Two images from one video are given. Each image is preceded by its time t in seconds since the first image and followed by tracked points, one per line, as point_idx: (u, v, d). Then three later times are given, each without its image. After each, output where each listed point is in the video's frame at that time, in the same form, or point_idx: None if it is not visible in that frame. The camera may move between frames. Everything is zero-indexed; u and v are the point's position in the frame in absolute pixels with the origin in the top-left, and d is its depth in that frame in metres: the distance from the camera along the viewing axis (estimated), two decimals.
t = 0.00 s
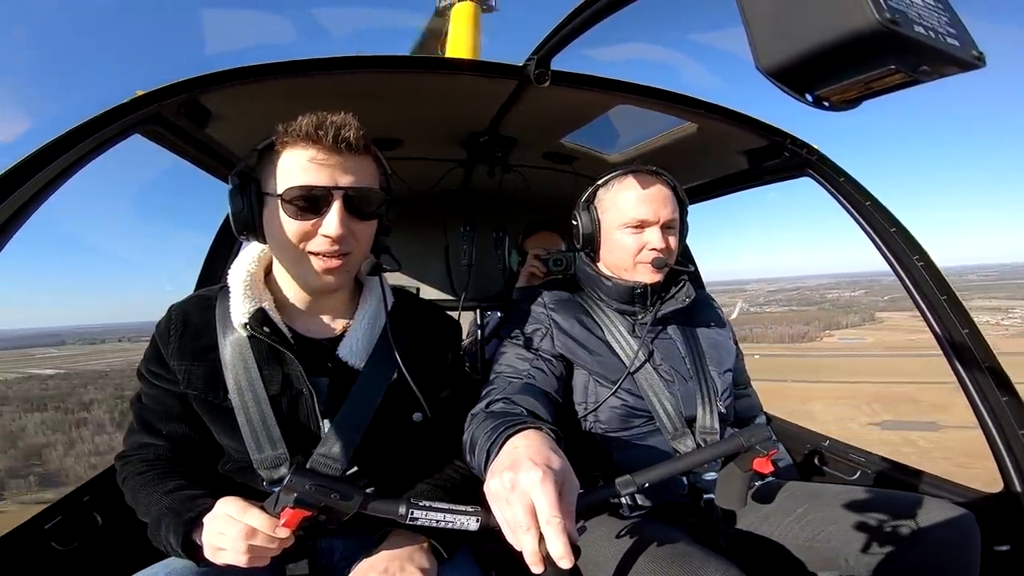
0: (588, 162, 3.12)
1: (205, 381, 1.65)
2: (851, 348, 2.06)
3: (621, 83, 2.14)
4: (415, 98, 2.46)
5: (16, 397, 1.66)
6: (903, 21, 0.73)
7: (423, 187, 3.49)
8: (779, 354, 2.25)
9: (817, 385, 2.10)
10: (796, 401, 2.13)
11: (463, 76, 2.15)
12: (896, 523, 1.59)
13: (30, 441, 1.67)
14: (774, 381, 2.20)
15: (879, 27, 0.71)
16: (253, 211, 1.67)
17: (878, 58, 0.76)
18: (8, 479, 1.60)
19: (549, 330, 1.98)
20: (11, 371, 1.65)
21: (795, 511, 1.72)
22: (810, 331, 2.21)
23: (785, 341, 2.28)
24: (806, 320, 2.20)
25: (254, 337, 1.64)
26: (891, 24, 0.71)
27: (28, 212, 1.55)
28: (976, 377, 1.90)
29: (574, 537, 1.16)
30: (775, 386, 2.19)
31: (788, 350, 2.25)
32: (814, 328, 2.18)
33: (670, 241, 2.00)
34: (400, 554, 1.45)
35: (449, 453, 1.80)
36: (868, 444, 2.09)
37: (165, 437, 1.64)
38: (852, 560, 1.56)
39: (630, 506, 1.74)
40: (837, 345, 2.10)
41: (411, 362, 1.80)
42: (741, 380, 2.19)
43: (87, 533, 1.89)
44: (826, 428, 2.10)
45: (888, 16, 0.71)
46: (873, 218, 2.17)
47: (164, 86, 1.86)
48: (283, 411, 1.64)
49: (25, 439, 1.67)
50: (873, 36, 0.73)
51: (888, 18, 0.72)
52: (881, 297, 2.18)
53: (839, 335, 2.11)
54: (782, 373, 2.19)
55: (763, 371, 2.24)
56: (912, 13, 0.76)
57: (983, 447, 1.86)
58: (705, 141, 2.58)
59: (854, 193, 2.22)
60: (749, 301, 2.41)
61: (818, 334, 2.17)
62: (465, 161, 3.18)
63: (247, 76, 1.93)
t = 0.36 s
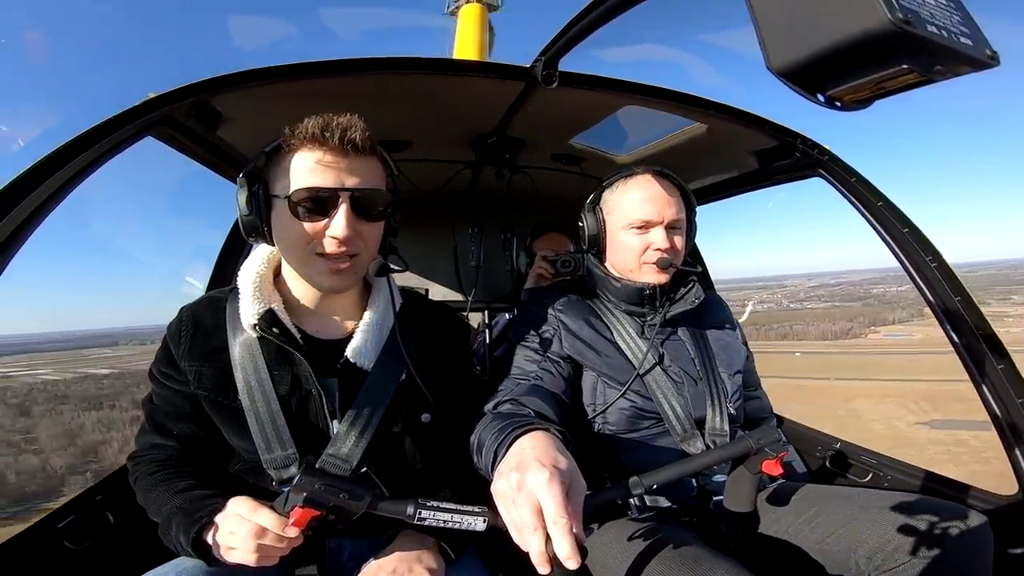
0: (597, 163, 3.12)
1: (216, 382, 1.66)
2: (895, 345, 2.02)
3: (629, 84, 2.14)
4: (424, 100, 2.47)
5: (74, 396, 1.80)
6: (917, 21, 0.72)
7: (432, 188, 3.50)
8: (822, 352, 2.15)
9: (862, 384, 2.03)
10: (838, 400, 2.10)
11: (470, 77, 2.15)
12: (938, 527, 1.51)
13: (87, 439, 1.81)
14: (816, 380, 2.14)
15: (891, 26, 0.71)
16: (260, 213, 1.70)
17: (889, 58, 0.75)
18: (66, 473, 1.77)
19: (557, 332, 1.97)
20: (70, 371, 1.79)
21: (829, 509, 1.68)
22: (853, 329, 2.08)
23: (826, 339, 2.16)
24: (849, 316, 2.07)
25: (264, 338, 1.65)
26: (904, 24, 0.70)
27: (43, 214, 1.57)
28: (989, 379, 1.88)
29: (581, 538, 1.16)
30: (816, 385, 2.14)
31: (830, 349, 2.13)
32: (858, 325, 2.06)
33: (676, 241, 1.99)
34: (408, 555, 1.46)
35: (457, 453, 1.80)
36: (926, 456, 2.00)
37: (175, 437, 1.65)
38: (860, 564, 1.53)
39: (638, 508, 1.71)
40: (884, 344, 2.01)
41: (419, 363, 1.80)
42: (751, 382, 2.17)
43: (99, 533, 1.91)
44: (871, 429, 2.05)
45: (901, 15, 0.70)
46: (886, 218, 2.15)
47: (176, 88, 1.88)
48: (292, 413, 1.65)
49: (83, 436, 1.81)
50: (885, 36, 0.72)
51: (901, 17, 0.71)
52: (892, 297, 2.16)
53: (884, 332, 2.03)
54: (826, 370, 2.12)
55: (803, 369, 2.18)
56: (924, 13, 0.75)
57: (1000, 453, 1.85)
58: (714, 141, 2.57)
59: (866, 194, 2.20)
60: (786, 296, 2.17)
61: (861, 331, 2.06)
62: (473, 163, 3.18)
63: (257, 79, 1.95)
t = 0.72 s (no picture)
0: (601, 163, 3.12)
1: (222, 383, 1.67)
2: (936, 340, 2.03)
3: (634, 84, 2.14)
4: (428, 101, 2.47)
5: (122, 395, 1.88)
6: (917, 18, 0.72)
7: (436, 189, 3.50)
8: (858, 348, 2.08)
9: (902, 381, 1.98)
10: (877, 396, 2.05)
11: (473, 78, 2.15)
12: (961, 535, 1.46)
13: (133, 437, 1.92)
14: (852, 377, 2.09)
15: (894, 23, 0.71)
16: (265, 213, 1.70)
17: (892, 56, 0.75)
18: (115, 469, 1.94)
19: (561, 333, 1.97)
20: (118, 371, 1.85)
21: (846, 509, 1.65)
22: (893, 323, 2.07)
23: (864, 334, 2.09)
24: (888, 311, 2.10)
25: (269, 339, 1.66)
26: (906, 21, 0.70)
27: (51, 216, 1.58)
28: (1001, 382, 1.89)
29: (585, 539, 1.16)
30: (855, 381, 2.09)
31: (866, 343, 2.08)
32: (898, 319, 2.07)
33: (677, 241, 1.98)
34: (414, 555, 1.46)
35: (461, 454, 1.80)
36: (946, 456, 1.96)
37: (182, 438, 1.66)
38: (867, 564, 1.52)
39: (643, 506, 1.65)
40: (923, 339, 2.04)
41: (423, 364, 1.80)
42: (758, 382, 2.16)
43: (107, 533, 1.92)
44: (913, 429, 1.99)
45: (903, 13, 0.70)
46: (893, 217, 2.14)
47: (182, 90, 1.89)
48: (298, 414, 1.66)
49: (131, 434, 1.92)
50: (887, 33, 0.72)
51: (903, 15, 0.71)
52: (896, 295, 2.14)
53: (926, 327, 2.06)
54: (862, 366, 2.07)
55: (833, 364, 2.15)
56: (926, 11, 0.75)
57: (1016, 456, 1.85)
58: (719, 141, 2.56)
59: (873, 193, 2.18)
60: (823, 291, 2.21)
61: (903, 325, 2.07)
62: (477, 163, 3.19)
63: (262, 81, 1.96)
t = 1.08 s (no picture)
0: (604, 162, 3.12)
1: (227, 383, 1.68)
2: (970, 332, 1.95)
3: (636, 82, 2.14)
4: (430, 101, 2.48)
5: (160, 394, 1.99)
6: (923, 17, 0.71)
7: (439, 188, 3.51)
8: (893, 341, 2.07)
9: (938, 375, 1.95)
10: (911, 391, 1.99)
11: (475, 77, 2.15)
12: (969, 537, 1.45)
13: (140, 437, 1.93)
14: (887, 371, 2.06)
15: (899, 23, 0.70)
16: (271, 213, 1.71)
17: (897, 55, 0.75)
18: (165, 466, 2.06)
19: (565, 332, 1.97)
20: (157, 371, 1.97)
21: (855, 510, 1.65)
22: (930, 315, 2.03)
23: (899, 327, 2.08)
24: (925, 303, 2.04)
25: (274, 339, 1.66)
26: (912, 20, 0.70)
27: (57, 217, 1.59)
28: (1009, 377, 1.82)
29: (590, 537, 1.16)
30: (889, 376, 2.05)
31: (901, 336, 2.07)
32: (934, 312, 2.02)
33: (682, 239, 1.98)
34: (419, 554, 1.47)
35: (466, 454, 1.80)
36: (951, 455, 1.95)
37: (187, 438, 1.67)
38: (873, 563, 1.51)
39: (648, 506, 1.69)
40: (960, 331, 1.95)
41: (427, 363, 1.81)
42: (762, 381, 2.17)
43: (114, 533, 1.93)
44: (951, 423, 1.91)
45: (908, 12, 0.70)
46: (897, 214, 2.09)
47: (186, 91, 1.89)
48: (303, 413, 1.67)
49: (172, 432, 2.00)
50: (891, 33, 0.71)
51: (909, 13, 0.70)
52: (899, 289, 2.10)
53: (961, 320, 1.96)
54: (896, 361, 2.04)
55: (868, 358, 2.10)
56: (932, 9, 0.75)
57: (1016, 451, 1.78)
58: (722, 139, 2.56)
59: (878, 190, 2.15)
60: (856, 283, 2.08)
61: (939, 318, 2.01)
62: (480, 163, 3.19)
63: (265, 81, 1.96)
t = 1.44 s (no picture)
0: (605, 160, 3.11)
1: (229, 383, 1.68)
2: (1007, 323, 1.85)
3: (636, 80, 2.14)
4: (429, 100, 2.47)
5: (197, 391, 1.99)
6: (922, 14, 0.72)
7: (440, 187, 3.51)
8: (927, 333, 1.96)
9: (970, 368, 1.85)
10: (945, 384, 1.88)
11: (475, 76, 2.15)
12: (973, 533, 1.45)
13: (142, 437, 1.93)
14: (920, 365, 1.94)
15: (899, 20, 0.70)
16: (271, 213, 1.71)
17: (895, 51, 0.75)
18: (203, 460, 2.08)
19: (566, 331, 1.97)
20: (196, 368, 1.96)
21: (858, 505, 1.65)
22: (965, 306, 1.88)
23: (933, 319, 1.96)
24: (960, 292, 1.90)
25: (275, 339, 1.67)
26: (910, 17, 0.70)
27: (59, 218, 1.60)
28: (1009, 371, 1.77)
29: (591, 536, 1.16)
30: (922, 370, 1.93)
31: (936, 328, 1.94)
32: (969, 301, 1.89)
33: (692, 237, 1.99)
34: (421, 553, 1.48)
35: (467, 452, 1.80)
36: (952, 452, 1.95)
37: (190, 438, 1.67)
38: (876, 562, 1.53)
39: (648, 505, 1.70)
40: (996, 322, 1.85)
41: (427, 362, 1.81)
42: (763, 379, 2.17)
43: (118, 533, 1.93)
44: (987, 419, 1.80)
45: (907, 8, 0.70)
46: (898, 211, 2.05)
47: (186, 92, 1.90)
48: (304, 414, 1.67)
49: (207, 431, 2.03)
50: (890, 29, 0.71)
51: (908, 10, 0.70)
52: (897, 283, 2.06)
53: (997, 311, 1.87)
54: (930, 355, 1.93)
55: (902, 351, 1.96)
56: (931, 6, 0.74)
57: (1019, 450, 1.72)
58: (722, 137, 2.55)
59: (879, 186, 2.12)
60: (887, 275, 2.09)
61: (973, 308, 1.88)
62: (480, 161, 3.18)
63: (267, 82, 1.97)
